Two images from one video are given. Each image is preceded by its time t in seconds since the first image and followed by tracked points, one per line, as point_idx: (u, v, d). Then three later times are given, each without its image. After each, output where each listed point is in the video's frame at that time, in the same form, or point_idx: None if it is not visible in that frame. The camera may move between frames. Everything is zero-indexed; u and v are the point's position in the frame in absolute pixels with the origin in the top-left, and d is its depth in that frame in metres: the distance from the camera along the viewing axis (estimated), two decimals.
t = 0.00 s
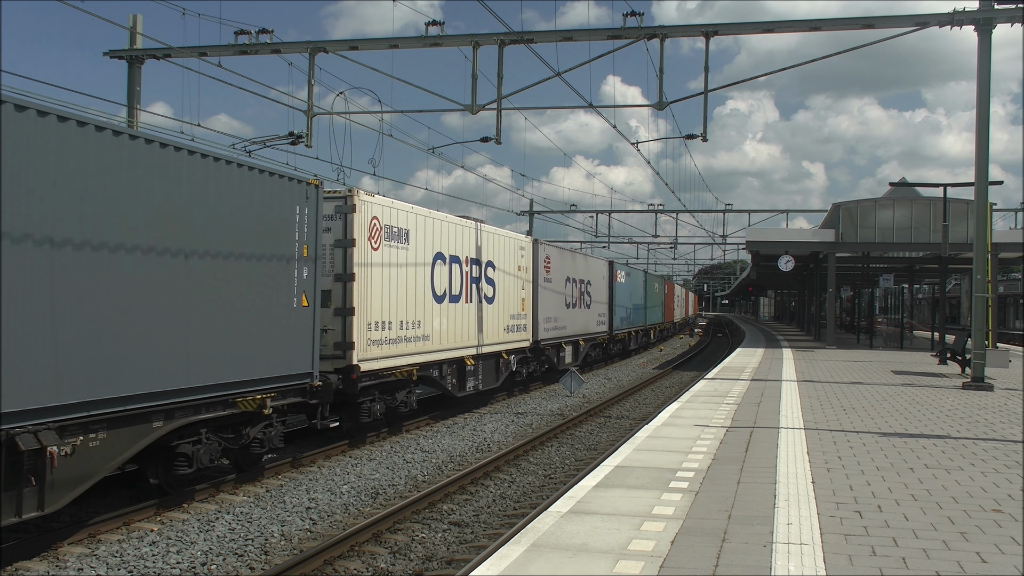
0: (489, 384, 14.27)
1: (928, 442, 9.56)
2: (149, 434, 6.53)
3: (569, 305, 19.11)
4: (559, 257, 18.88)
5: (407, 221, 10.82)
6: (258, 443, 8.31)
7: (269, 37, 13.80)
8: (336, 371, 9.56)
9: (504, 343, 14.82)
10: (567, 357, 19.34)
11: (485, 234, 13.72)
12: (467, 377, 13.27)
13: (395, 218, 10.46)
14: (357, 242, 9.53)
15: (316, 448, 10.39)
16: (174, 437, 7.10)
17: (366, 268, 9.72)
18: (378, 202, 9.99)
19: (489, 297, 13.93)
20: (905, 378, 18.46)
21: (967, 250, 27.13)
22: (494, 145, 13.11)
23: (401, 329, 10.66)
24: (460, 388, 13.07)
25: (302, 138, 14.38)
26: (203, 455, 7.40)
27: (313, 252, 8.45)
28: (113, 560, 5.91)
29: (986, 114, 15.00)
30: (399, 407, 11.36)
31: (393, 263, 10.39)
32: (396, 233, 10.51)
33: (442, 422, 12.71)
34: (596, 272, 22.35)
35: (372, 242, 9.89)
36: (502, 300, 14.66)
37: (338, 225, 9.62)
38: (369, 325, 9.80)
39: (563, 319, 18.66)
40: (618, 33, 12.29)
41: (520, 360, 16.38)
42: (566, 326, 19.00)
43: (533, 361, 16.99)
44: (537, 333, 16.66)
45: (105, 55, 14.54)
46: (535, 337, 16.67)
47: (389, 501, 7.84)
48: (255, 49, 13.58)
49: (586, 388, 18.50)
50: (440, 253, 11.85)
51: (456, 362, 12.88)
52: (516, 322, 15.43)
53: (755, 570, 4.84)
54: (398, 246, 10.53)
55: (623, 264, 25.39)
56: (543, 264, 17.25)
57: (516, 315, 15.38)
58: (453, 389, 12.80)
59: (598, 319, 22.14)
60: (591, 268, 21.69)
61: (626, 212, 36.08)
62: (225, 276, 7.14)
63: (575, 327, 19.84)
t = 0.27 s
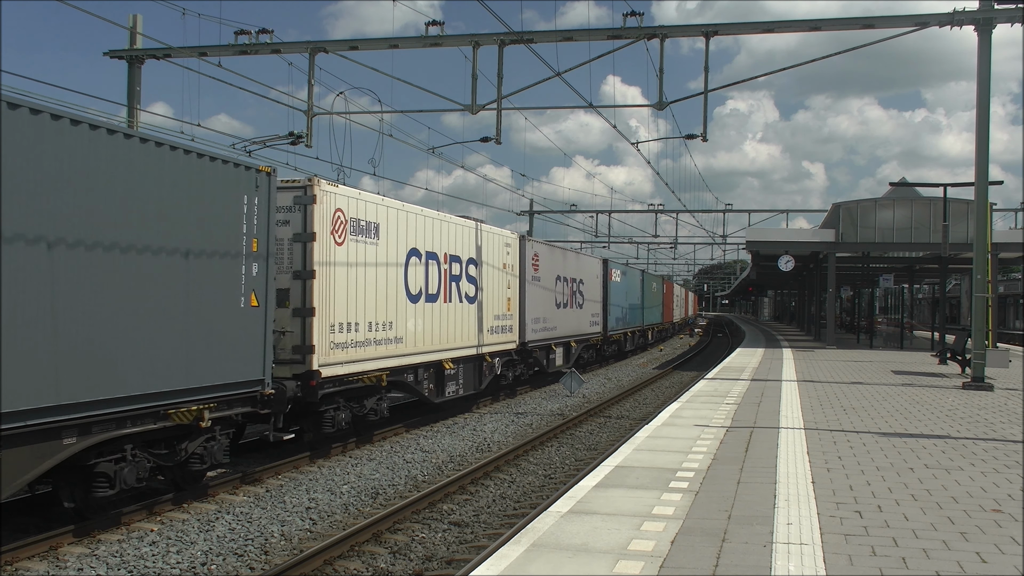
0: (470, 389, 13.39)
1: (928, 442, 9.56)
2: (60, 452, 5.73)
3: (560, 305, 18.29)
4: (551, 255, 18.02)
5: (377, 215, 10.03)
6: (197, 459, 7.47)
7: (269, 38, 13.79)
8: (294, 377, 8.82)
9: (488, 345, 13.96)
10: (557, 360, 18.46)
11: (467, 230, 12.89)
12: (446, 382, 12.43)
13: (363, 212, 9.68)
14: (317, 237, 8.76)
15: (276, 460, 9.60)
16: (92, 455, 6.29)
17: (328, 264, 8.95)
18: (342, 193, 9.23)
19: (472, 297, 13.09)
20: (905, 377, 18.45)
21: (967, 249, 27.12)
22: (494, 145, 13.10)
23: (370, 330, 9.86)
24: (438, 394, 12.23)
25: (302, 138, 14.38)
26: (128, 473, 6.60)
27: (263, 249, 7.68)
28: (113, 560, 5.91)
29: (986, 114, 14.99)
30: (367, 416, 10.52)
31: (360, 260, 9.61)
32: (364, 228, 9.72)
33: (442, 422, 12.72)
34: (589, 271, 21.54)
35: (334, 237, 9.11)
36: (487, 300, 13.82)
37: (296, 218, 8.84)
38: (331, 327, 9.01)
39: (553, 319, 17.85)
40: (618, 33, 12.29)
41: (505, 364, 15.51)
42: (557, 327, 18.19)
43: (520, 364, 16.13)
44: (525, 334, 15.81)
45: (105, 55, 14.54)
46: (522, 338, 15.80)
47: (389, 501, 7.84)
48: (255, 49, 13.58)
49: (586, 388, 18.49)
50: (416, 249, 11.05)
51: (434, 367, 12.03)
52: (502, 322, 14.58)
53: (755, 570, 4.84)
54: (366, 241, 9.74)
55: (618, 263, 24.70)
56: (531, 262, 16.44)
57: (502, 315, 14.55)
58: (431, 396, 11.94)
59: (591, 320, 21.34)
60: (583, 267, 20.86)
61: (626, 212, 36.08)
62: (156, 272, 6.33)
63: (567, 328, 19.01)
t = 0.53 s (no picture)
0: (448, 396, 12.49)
1: (928, 442, 9.56)
2: None
3: (548, 305, 17.50)
4: (538, 253, 17.24)
5: (342, 207, 9.25)
6: (121, 479, 6.58)
7: (269, 38, 13.80)
8: (244, 385, 7.98)
9: (469, 348, 13.13)
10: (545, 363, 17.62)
11: (446, 225, 12.09)
12: (422, 388, 11.55)
13: (325, 204, 8.90)
14: (270, 230, 7.96)
15: (226, 474, 8.75)
16: None
17: (283, 261, 8.16)
18: (301, 183, 8.46)
19: (451, 296, 12.28)
20: (905, 377, 18.45)
21: (967, 249, 27.12)
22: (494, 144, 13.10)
23: (333, 333, 9.06)
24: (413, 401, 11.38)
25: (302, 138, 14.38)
26: (28, 500, 5.62)
27: (202, 244, 6.86)
28: (113, 560, 5.91)
29: (986, 114, 14.99)
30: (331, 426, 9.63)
31: (322, 256, 8.82)
32: (326, 221, 8.94)
33: (442, 422, 12.72)
34: (580, 270, 20.74)
35: (289, 229, 8.28)
36: (468, 299, 13.01)
37: (246, 209, 8.03)
38: (286, 330, 8.21)
39: (542, 321, 17.07)
40: (618, 33, 12.29)
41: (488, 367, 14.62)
42: (546, 328, 17.38)
43: (506, 368, 15.32)
44: (509, 335, 14.97)
45: (105, 55, 14.54)
46: (507, 340, 14.94)
47: (389, 501, 7.84)
48: (255, 49, 13.58)
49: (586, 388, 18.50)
50: (387, 244, 10.25)
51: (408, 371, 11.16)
52: (485, 324, 13.77)
53: (755, 570, 4.84)
54: (328, 235, 8.96)
55: (611, 261, 23.98)
56: (518, 259, 15.63)
57: (485, 316, 13.73)
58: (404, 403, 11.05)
59: (583, 321, 20.57)
60: (574, 266, 20.05)
61: (626, 212, 36.08)
62: (68, 267, 5.54)
63: (558, 330, 18.23)
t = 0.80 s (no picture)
0: (426, 402, 11.68)
1: (928, 442, 9.56)
2: None
3: (537, 305, 16.67)
4: (527, 250, 16.42)
5: (299, 197, 8.42)
6: (21, 506, 5.68)
7: (269, 38, 13.80)
8: (181, 395, 7.18)
9: (449, 351, 12.27)
10: (533, 367, 16.78)
11: (423, 219, 11.26)
12: (394, 394, 10.77)
13: (281, 193, 8.08)
14: (212, 221, 7.10)
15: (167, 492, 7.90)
16: None
17: (228, 258, 7.33)
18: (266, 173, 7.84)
19: (429, 295, 11.43)
20: (905, 378, 18.45)
21: (967, 249, 27.12)
22: (494, 144, 13.10)
23: (289, 335, 8.23)
24: (384, 408, 10.57)
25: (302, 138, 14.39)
26: None
27: (125, 236, 6.03)
28: (113, 560, 5.91)
29: (986, 114, 14.99)
30: (287, 437, 8.86)
31: (275, 250, 7.98)
32: (282, 213, 8.11)
33: (442, 422, 12.73)
34: (572, 269, 19.95)
35: (235, 221, 7.42)
36: (449, 298, 12.17)
37: (185, 198, 7.18)
38: (232, 332, 7.37)
39: (531, 321, 16.26)
40: (618, 33, 12.29)
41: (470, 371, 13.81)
42: (534, 330, 16.55)
43: (489, 371, 14.50)
44: (495, 336, 14.11)
45: (106, 55, 14.54)
46: (491, 341, 14.08)
47: (389, 501, 7.85)
48: (255, 49, 13.58)
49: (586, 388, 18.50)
50: (352, 239, 9.42)
51: (378, 377, 10.34)
52: (467, 324, 12.93)
53: (755, 570, 4.84)
54: (282, 228, 8.11)
55: (606, 260, 23.28)
56: (504, 256, 14.76)
57: (467, 317, 12.89)
58: (373, 411, 10.24)
59: (575, 322, 19.78)
60: (565, 264, 19.25)
61: (626, 212, 36.08)
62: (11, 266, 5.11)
63: (547, 331, 17.44)
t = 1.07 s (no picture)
0: (397, 410, 10.75)
1: (928, 442, 9.56)
2: None
3: (526, 305, 15.79)
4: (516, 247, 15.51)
5: (247, 185, 7.56)
6: None
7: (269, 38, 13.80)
8: (102, 407, 6.31)
9: (425, 355, 11.33)
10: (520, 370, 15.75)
11: (396, 213, 10.36)
12: (361, 401, 9.91)
13: (225, 181, 7.22)
14: (138, 211, 6.24)
15: (92, 515, 6.99)
16: None
17: (159, 253, 6.49)
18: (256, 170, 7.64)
19: (401, 294, 10.53)
20: (905, 378, 18.44)
21: (967, 249, 27.11)
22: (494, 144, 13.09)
23: (233, 339, 7.36)
24: (349, 418, 9.65)
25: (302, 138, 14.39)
26: None
27: (22, 226, 5.52)
28: (113, 560, 5.91)
29: (986, 114, 14.99)
30: (234, 452, 7.97)
31: (217, 245, 7.14)
32: (226, 203, 7.26)
33: (442, 422, 12.72)
34: (563, 267, 18.93)
35: (168, 210, 6.56)
36: (425, 298, 11.27)
37: (108, 185, 6.30)
38: (163, 337, 6.51)
39: (518, 322, 15.36)
40: (618, 33, 12.29)
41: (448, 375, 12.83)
42: (522, 331, 15.54)
43: (471, 376, 13.62)
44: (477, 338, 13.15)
45: (105, 55, 14.53)
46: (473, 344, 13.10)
47: (389, 501, 7.84)
48: (255, 49, 13.58)
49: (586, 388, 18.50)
50: (310, 232, 8.55)
51: (342, 384, 9.43)
52: (446, 326, 12.03)
53: (755, 570, 4.84)
54: (225, 219, 7.24)
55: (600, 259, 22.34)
56: (488, 252, 13.70)
57: (445, 317, 12.01)
58: (335, 421, 9.31)
59: (567, 322, 18.90)
60: (556, 262, 18.26)
61: (626, 212, 36.08)
62: None
63: (537, 332, 16.56)
